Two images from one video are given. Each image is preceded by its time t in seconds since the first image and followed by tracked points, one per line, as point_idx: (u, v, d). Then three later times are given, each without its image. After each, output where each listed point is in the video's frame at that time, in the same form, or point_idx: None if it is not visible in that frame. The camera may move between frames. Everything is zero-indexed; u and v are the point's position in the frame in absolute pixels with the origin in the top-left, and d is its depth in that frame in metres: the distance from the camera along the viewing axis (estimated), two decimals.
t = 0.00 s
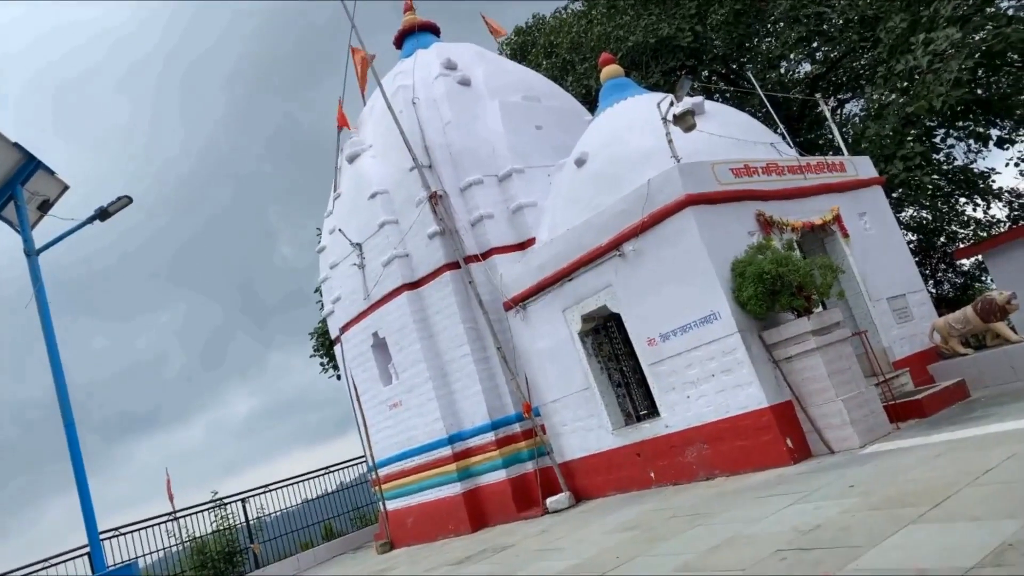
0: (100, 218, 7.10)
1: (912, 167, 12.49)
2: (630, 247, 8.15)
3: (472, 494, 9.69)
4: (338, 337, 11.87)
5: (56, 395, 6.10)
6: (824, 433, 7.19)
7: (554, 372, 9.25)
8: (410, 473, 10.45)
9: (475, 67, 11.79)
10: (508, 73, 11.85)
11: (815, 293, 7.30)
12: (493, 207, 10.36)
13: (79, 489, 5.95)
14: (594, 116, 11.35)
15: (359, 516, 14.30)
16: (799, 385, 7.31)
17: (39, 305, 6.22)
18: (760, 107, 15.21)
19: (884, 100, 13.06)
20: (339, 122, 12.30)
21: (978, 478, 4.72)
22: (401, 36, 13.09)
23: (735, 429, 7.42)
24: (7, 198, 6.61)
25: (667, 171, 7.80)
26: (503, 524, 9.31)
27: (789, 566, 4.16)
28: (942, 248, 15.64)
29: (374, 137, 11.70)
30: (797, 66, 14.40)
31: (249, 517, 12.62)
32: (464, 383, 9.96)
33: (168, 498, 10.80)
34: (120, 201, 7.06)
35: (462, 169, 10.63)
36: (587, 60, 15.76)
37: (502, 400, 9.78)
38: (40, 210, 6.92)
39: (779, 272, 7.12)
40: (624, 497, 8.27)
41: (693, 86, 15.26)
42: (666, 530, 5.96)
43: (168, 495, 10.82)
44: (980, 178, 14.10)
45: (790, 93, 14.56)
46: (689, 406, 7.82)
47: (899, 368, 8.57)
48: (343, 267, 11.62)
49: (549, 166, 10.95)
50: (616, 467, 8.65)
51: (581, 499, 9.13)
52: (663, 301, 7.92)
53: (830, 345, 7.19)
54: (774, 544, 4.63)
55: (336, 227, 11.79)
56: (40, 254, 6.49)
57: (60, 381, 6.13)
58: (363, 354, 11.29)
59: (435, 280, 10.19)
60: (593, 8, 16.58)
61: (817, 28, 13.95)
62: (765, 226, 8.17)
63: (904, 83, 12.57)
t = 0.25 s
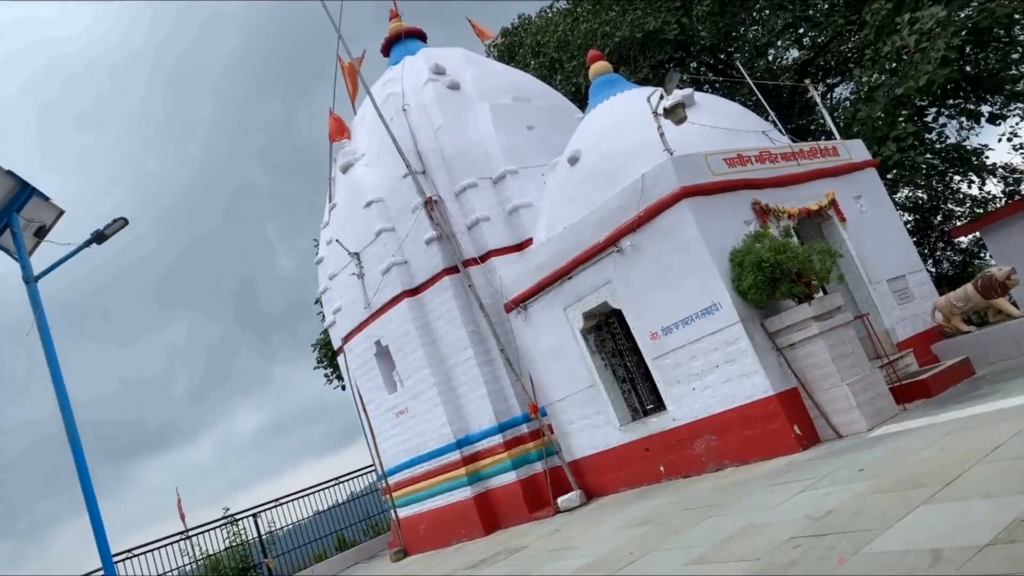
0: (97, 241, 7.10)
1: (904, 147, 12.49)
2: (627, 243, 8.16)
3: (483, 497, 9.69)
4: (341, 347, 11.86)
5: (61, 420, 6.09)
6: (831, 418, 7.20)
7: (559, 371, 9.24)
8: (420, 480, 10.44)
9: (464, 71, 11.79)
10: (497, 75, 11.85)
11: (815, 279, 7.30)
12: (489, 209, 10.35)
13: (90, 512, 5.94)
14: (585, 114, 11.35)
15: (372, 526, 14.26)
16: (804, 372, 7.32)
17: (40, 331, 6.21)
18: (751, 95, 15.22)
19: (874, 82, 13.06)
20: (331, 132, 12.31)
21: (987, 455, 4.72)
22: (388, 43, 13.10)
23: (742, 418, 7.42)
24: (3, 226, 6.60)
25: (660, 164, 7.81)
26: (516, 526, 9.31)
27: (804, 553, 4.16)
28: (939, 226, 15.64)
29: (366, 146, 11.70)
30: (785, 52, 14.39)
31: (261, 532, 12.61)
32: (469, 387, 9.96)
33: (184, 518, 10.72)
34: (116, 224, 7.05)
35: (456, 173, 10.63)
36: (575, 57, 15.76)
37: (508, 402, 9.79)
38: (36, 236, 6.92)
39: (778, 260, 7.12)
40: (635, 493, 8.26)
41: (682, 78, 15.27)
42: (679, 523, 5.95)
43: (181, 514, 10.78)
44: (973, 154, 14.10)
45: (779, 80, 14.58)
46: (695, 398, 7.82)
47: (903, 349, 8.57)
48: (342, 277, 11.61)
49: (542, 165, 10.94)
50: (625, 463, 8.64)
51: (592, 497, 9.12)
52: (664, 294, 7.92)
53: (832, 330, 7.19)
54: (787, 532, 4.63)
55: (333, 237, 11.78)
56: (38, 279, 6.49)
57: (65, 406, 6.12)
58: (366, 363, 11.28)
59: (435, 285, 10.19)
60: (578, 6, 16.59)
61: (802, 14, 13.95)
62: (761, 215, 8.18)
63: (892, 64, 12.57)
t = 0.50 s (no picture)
0: (95, 265, 7.10)
1: (897, 126, 12.48)
2: (625, 237, 8.16)
3: (495, 500, 9.68)
4: (345, 357, 11.82)
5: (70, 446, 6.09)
6: (838, 401, 7.20)
7: (564, 370, 9.23)
8: (430, 485, 10.43)
9: (452, 74, 11.79)
10: (486, 77, 11.84)
11: (814, 263, 7.30)
12: (485, 211, 10.34)
13: (103, 536, 5.94)
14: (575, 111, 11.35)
15: (386, 535, 14.21)
16: (808, 356, 7.33)
17: (43, 358, 6.21)
18: (740, 83, 15.22)
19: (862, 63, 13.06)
20: (323, 143, 12.32)
21: (996, 429, 4.71)
22: (376, 51, 13.10)
23: (749, 406, 7.42)
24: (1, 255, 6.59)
25: (653, 157, 7.82)
26: (529, 526, 9.30)
27: (819, 537, 4.16)
28: (936, 203, 15.63)
29: (359, 155, 11.70)
30: (772, 38, 14.39)
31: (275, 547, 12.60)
32: (475, 390, 9.95)
33: (196, 536, 10.68)
34: (114, 247, 7.05)
35: (450, 177, 10.62)
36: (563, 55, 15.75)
37: (514, 403, 9.79)
38: (34, 263, 6.91)
39: (776, 246, 7.12)
40: (646, 486, 8.25)
41: (670, 69, 15.27)
42: (692, 515, 5.95)
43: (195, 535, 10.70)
44: (966, 129, 14.09)
45: (767, 67, 14.58)
46: (701, 388, 7.82)
47: (906, 328, 8.57)
48: (342, 287, 11.59)
49: (536, 164, 10.93)
50: (635, 457, 8.63)
51: (604, 493, 9.11)
52: (664, 286, 7.92)
53: (834, 313, 7.20)
54: (801, 517, 4.62)
55: (331, 248, 11.77)
56: (38, 307, 6.49)
57: (72, 431, 6.12)
58: (371, 371, 11.27)
59: (435, 290, 10.19)
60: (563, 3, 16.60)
61: None
62: (757, 202, 8.18)
63: (879, 43, 12.57)
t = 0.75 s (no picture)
0: (94, 288, 7.10)
1: (887, 107, 12.49)
2: (622, 232, 8.16)
3: (506, 501, 9.67)
4: (348, 367, 11.75)
5: (78, 471, 6.08)
6: (844, 385, 7.21)
7: (568, 368, 9.23)
8: (441, 490, 10.42)
9: (441, 79, 11.79)
10: (475, 79, 11.84)
11: (812, 249, 7.31)
12: (481, 214, 10.33)
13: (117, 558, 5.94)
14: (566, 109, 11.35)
15: (399, 542, 14.20)
16: (811, 342, 7.33)
17: (48, 383, 6.21)
18: (729, 72, 15.23)
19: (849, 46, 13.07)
20: (315, 154, 12.32)
21: (1003, 405, 4.72)
22: (363, 60, 13.11)
23: (755, 395, 7.42)
24: None
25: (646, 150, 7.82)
26: (542, 526, 9.29)
27: (832, 523, 4.16)
28: (930, 182, 15.63)
29: (352, 164, 11.70)
30: (758, 26, 14.40)
31: (288, 559, 12.60)
32: (480, 393, 9.95)
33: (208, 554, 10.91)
34: (112, 269, 7.05)
35: (444, 181, 10.61)
36: (550, 53, 15.75)
37: (521, 403, 9.79)
38: (33, 289, 6.89)
39: (774, 234, 7.13)
40: (657, 480, 8.25)
41: (658, 62, 15.28)
42: (704, 506, 5.94)
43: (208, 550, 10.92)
44: (957, 107, 14.10)
45: (755, 54, 14.59)
46: (706, 379, 7.82)
47: (907, 309, 8.57)
48: (342, 296, 11.58)
49: (529, 164, 10.92)
50: (644, 452, 8.63)
51: (615, 489, 9.11)
52: (664, 279, 7.92)
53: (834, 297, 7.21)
54: (813, 503, 4.62)
55: (329, 258, 11.76)
56: (40, 332, 6.49)
57: (80, 455, 6.11)
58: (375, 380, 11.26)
59: (435, 295, 10.19)
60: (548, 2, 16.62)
61: None
62: (752, 190, 8.19)
63: (866, 26, 12.58)
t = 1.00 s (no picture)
0: (93, 310, 7.09)
1: (876, 87, 12.50)
2: (618, 226, 8.16)
3: (516, 501, 9.67)
4: (352, 375, 11.64)
5: (87, 494, 6.07)
6: (847, 367, 7.23)
7: (571, 364, 9.22)
8: (451, 493, 10.40)
9: (429, 82, 11.78)
10: (463, 81, 11.82)
11: (809, 233, 7.32)
12: (476, 214, 10.30)
13: None
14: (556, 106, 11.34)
15: (411, 547, 14.21)
16: (813, 326, 7.34)
17: (52, 407, 6.20)
18: (716, 60, 15.23)
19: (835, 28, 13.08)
20: (307, 164, 12.30)
21: (1007, 379, 4.72)
22: (350, 67, 13.10)
23: (759, 381, 7.42)
24: None
25: (637, 143, 7.83)
26: (553, 524, 9.29)
27: (842, 505, 4.16)
28: (923, 159, 15.63)
29: (344, 172, 11.69)
30: (743, 13, 14.40)
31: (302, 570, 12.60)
32: (485, 394, 9.94)
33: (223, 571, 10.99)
34: (111, 289, 7.05)
35: (438, 184, 10.59)
36: (537, 51, 15.74)
37: (526, 402, 9.79)
38: (32, 314, 6.86)
39: (770, 220, 7.14)
40: (666, 472, 8.24)
41: (646, 54, 15.28)
42: (715, 495, 5.94)
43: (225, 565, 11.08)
44: (945, 83, 14.10)
45: (741, 41, 14.59)
46: (710, 369, 7.82)
47: (907, 288, 8.59)
48: (341, 305, 11.55)
49: (522, 163, 10.90)
50: (651, 445, 8.63)
51: (624, 483, 9.10)
52: (663, 271, 7.93)
53: (833, 280, 7.22)
54: (822, 487, 4.62)
55: (326, 267, 11.73)
56: (42, 357, 6.48)
57: (89, 478, 6.10)
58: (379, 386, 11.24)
59: (434, 299, 10.19)
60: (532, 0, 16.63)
61: None
62: (746, 177, 8.19)
63: (850, 7, 12.59)
